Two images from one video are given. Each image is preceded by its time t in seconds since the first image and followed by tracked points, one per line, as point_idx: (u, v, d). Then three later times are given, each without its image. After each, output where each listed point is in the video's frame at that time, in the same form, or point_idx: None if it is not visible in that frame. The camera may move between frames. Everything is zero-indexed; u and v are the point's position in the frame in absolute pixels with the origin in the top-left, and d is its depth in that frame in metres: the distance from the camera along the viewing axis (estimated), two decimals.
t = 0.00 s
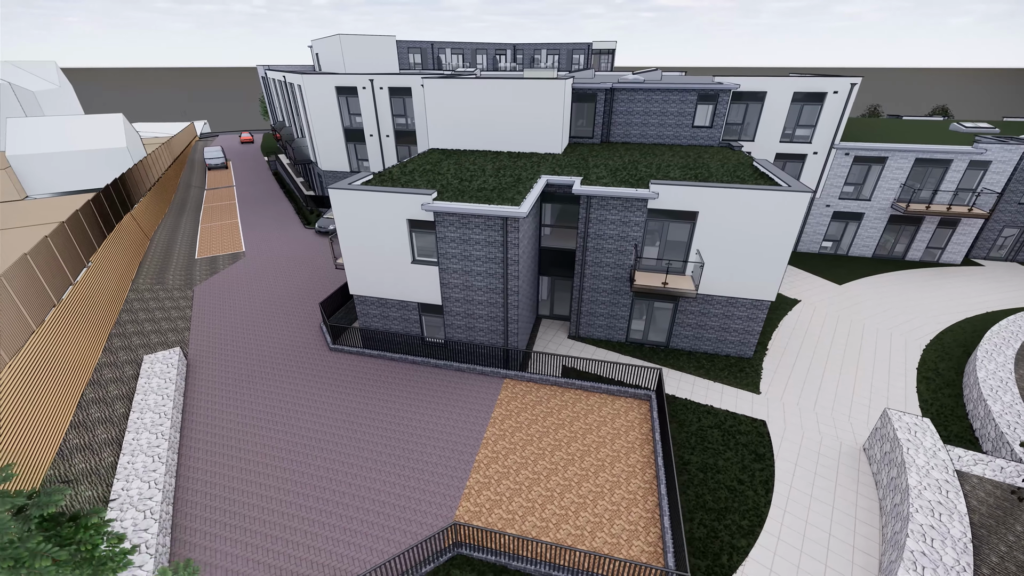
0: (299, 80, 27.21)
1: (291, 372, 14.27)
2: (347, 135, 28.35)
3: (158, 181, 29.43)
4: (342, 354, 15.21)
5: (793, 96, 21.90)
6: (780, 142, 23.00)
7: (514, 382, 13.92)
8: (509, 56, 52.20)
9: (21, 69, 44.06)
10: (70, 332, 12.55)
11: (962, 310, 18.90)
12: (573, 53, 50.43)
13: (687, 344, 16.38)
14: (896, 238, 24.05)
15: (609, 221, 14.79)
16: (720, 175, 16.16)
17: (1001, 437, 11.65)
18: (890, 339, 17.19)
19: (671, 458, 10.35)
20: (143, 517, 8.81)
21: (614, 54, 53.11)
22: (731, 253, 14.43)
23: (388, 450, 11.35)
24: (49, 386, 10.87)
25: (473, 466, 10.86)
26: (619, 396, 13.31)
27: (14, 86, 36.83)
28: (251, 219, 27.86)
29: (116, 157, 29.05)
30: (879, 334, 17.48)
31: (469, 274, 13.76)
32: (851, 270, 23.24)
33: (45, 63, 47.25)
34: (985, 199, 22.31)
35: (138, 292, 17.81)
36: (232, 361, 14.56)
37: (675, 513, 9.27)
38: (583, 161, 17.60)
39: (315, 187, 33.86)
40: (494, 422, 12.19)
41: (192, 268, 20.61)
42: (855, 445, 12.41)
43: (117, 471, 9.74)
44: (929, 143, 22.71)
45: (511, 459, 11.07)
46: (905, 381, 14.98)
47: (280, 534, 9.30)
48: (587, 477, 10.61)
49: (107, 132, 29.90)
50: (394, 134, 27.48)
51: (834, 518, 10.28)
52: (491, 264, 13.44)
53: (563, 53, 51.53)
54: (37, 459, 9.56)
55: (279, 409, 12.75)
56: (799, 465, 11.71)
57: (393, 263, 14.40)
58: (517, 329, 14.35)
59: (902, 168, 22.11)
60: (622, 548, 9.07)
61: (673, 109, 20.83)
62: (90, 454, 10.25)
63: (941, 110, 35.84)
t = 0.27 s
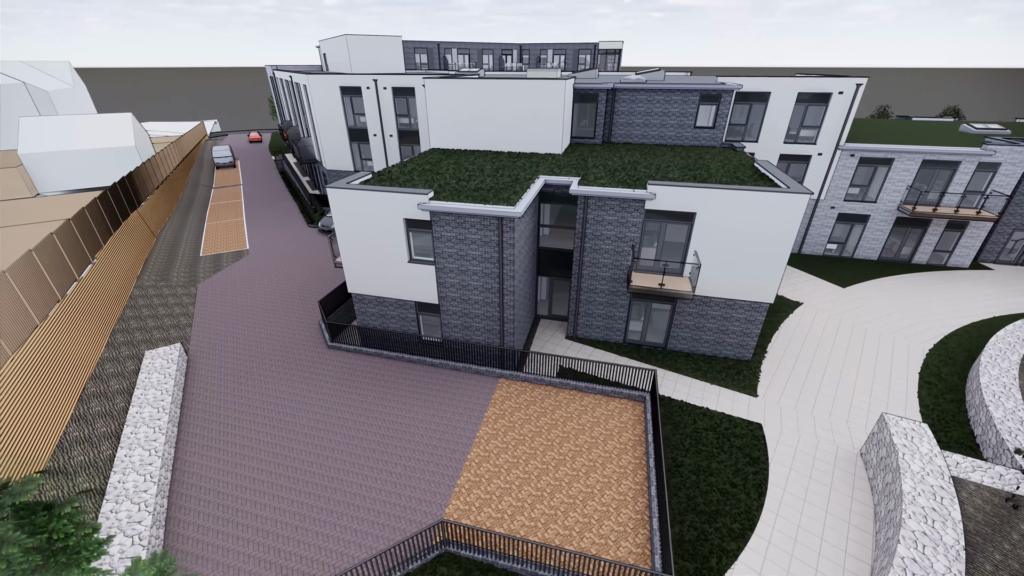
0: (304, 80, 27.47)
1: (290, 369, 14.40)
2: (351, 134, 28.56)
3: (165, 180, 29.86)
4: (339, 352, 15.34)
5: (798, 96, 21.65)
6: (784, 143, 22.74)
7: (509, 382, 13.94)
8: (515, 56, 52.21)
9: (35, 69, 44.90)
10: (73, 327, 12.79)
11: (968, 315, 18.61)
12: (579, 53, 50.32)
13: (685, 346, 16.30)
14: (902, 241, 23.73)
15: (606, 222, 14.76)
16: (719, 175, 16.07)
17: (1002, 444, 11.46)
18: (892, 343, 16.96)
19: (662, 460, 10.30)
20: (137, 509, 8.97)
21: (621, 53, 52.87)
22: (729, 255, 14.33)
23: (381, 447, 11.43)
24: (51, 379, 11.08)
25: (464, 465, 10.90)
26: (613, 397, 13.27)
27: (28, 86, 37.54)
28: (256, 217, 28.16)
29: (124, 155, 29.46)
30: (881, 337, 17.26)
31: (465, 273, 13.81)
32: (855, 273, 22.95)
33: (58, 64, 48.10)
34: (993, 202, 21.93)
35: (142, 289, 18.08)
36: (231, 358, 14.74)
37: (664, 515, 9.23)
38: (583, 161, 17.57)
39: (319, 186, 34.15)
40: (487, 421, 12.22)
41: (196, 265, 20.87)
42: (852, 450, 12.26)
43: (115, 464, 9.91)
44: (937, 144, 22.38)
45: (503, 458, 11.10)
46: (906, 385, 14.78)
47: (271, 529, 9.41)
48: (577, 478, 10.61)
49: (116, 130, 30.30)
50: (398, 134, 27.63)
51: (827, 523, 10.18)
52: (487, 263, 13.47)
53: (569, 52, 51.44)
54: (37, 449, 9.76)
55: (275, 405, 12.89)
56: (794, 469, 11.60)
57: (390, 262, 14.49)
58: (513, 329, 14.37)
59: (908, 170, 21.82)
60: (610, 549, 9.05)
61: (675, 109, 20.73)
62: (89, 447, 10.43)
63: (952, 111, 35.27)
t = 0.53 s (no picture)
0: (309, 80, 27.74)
1: (288, 366, 14.56)
2: (355, 134, 28.76)
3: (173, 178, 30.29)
4: (338, 349, 15.47)
5: (802, 97, 21.41)
6: (789, 143, 22.51)
7: (504, 381, 13.97)
8: (521, 56, 52.20)
9: (49, 69, 45.71)
10: (76, 322, 13.01)
11: (974, 319, 18.30)
12: (585, 54, 50.18)
13: (683, 348, 16.22)
14: (908, 244, 23.40)
15: (604, 222, 14.72)
16: (719, 176, 15.97)
17: (1002, 451, 11.27)
18: (895, 347, 16.73)
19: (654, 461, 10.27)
20: (132, 502, 9.13)
21: (628, 54, 52.65)
22: (727, 257, 14.24)
23: (375, 445, 11.51)
24: (52, 373, 11.27)
25: (456, 463, 10.95)
26: (608, 398, 13.24)
27: (41, 86, 38.23)
28: (261, 215, 28.46)
29: (132, 154, 29.88)
30: (883, 341, 17.04)
31: (462, 272, 13.87)
32: (860, 276, 22.66)
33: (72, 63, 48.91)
34: (1003, 205, 21.55)
35: (147, 285, 18.37)
36: (231, 355, 14.93)
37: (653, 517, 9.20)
38: (582, 161, 17.54)
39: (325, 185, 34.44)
40: (480, 420, 12.27)
41: (200, 263, 21.14)
42: (849, 455, 12.12)
43: (112, 457, 10.10)
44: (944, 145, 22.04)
45: (495, 457, 11.14)
46: (907, 390, 14.58)
47: (263, 524, 9.53)
48: (568, 478, 10.61)
49: (125, 130, 30.72)
50: (401, 134, 27.78)
51: (819, 528, 10.08)
52: (483, 263, 13.51)
53: (575, 53, 51.35)
54: (37, 441, 9.95)
55: (272, 402, 13.03)
56: (789, 473, 11.50)
57: (387, 261, 14.58)
58: (509, 328, 14.39)
59: (915, 172, 21.53)
60: (597, 550, 9.05)
61: (677, 110, 20.62)
62: (88, 440, 10.61)
63: (964, 111, 34.66)
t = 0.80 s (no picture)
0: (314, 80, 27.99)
1: (286, 364, 14.71)
2: (359, 134, 28.98)
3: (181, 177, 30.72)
4: (335, 348, 15.60)
5: (807, 98, 21.18)
6: (792, 145, 22.29)
7: (499, 381, 13.99)
8: (528, 56, 52.15)
9: (63, 69, 46.58)
10: (80, 317, 13.24)
11: (980, 324, 17.99)
12: (592, 53, 49.98)
13: (681, 349, 16.13)
14: (915, 247, 23.05)
15: (601, 223, 14.70)
16: (718, 177, 15.87)
17: (1002, 458, 11.08)
18: (897, 351, 16.50)
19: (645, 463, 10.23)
20: (127, 495, 9.29)
21: (634, 54, 52.42)
22: (724, 258, 14.15)
23: (368, 443, 11.59)
24: (54, 367, 11.46)
25: (448, 462, 10.99)
26: (603, 399, 13.21)
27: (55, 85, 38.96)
28: (266, 214, 28.77)
29: (140, 153, 30.30)
30: (886, 345, 16.82)
31: (458, 272, 13.92)
32: (865, 279, 22.38)
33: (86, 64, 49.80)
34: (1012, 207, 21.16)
35: (151, 282, 18.65)
36: (231, 351, 15.12)
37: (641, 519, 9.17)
38: (582, 161, 17.53)
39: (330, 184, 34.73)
40: (473, 420, 12.30)
41: (204, 260, 21.42)
42: (845, 460, 11.98)
43: (110, 450, 10.29)
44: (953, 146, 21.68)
45: (486, 456, 11.17)
46: (908, 395, 14.37)
47: (254, 519, 9.64)
48: (559, 479, 10.61)
49: (133, 129, 31.17)
50: (404, 134, 27.93)
51: (811, 533, 9.98)
52: (479, 263, 13.55)
53: (581, 53, 51.29)
54: (38, 434, 10.14)
55: (269, 399, 13.18)
56: (783, 477, 11.40)
57: (384, 260, 14.68)
58: (505, 328, 14.41)
59: (921, 174, 21.23)
60: (585, 551, 9.05)
61: (679, 111, 20.51)
62: (88, 434, 10.80)
63: (976, 112, 34.05)
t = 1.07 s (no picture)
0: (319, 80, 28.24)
1: (284, 361, 14.87)
2: (363, 133, 29.18)
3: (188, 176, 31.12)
4: (333, 345, 15.73)
5: (812, 98, 20.94)
6: (797, 146, 22.05)
7: (494, 380, 14.03)
8: (534, 57, 52.11)
9: (76, 69, 47.37)
10: (83, 313, 13.48)
11: (986, 329, 17.70)
12: (598, 54, 49.81)
13: (679, 351, 16.05)
14: (922, 250, 22.72)
15: (598, 224, 14.67)
16: (718, 178, 15.77)
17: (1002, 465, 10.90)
18: (900, 355, 16.27)
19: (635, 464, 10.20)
20: (123, 487, 9.47)
21: (641, 54, 52.17)
22: (722, 260, 14.05)
23: (362, 440, 11.70)
24: (56, 361, 11.67)
25: (439, 461, 11.05)
26: (597, 400, 13.18)
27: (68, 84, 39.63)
28: (270, 213, 29.05)
29: (149, 152, 30.76)
30: (888, 349, 16.60)
31: (454, 271, 13.98)
32: (869, 282, 22.08)
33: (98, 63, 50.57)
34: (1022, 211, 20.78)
35: (156, 278, 18.92)
36: (231, 348, 15.32)
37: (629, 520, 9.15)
38: (581, 162, 17.49)
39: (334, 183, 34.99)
40: (467, 419, 12.36)
41: (208, 258, 21.68)
42: (841, 465, 11.85)
43: (109, 444, 10.49)
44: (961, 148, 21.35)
45: (478, 455, 11.21)
46: (909, 400, 14.18)
47: (247, 513, 9.77)
48: (549, 479, 10.61)
49: (142, 128, 31.63)
50: (408, 134, 28.06)
51: (803, 538, 9.90)
52: (475, 263, 13.59)
53: (587, 53, 51.23)
54: (38, 426, 10.34)
55: (267, 396, 13.33)
56: (777, 481, 11.31)
57: (382, 259, 14.78)
58: (501, 328, 14.44)
59: (928, 176, 20.93)
60: (572, 551, 9.05)
61: (681, 111, 20.40)
62: (88, 428, 10.99)
63: (988, 113, 33.45)
